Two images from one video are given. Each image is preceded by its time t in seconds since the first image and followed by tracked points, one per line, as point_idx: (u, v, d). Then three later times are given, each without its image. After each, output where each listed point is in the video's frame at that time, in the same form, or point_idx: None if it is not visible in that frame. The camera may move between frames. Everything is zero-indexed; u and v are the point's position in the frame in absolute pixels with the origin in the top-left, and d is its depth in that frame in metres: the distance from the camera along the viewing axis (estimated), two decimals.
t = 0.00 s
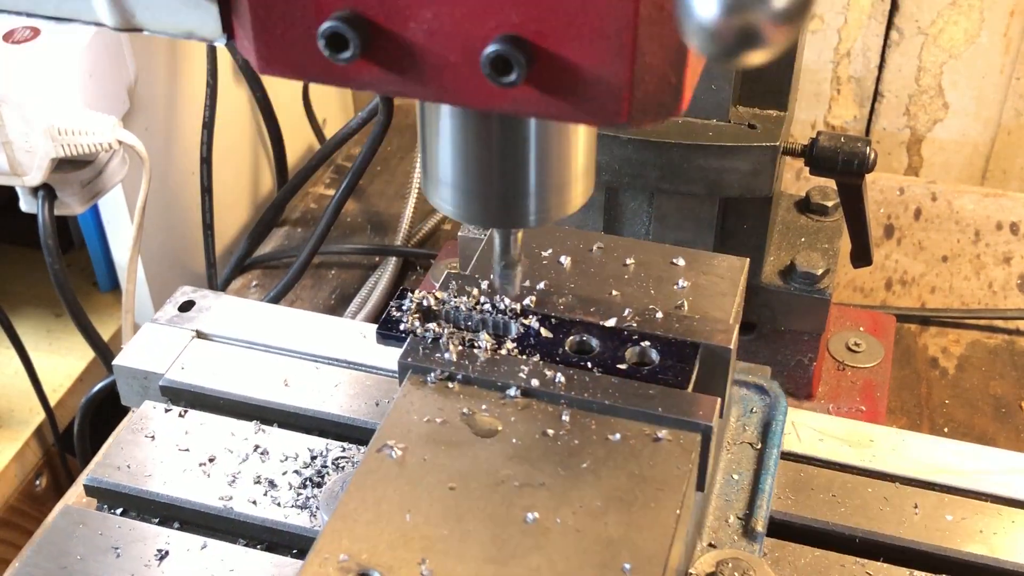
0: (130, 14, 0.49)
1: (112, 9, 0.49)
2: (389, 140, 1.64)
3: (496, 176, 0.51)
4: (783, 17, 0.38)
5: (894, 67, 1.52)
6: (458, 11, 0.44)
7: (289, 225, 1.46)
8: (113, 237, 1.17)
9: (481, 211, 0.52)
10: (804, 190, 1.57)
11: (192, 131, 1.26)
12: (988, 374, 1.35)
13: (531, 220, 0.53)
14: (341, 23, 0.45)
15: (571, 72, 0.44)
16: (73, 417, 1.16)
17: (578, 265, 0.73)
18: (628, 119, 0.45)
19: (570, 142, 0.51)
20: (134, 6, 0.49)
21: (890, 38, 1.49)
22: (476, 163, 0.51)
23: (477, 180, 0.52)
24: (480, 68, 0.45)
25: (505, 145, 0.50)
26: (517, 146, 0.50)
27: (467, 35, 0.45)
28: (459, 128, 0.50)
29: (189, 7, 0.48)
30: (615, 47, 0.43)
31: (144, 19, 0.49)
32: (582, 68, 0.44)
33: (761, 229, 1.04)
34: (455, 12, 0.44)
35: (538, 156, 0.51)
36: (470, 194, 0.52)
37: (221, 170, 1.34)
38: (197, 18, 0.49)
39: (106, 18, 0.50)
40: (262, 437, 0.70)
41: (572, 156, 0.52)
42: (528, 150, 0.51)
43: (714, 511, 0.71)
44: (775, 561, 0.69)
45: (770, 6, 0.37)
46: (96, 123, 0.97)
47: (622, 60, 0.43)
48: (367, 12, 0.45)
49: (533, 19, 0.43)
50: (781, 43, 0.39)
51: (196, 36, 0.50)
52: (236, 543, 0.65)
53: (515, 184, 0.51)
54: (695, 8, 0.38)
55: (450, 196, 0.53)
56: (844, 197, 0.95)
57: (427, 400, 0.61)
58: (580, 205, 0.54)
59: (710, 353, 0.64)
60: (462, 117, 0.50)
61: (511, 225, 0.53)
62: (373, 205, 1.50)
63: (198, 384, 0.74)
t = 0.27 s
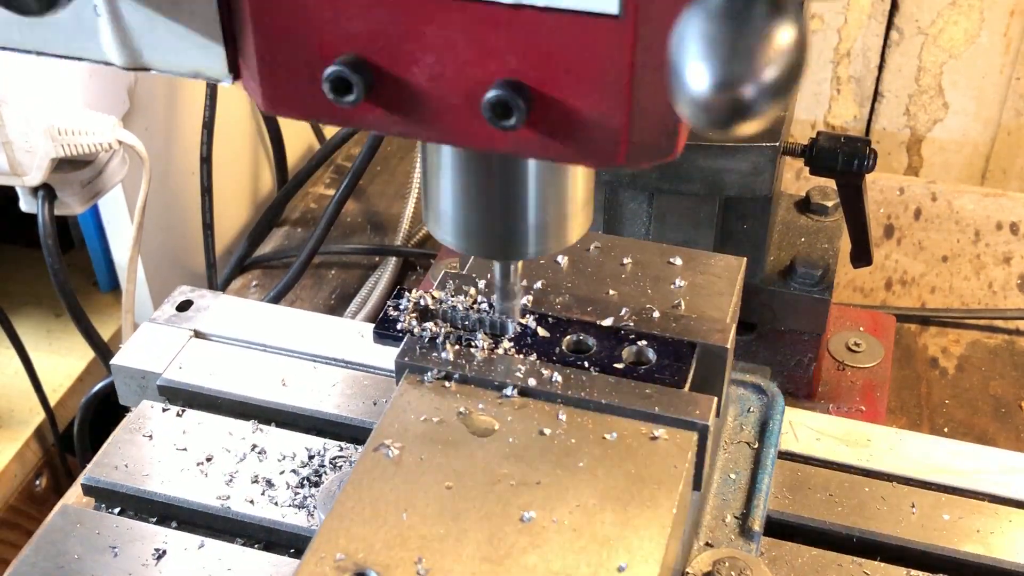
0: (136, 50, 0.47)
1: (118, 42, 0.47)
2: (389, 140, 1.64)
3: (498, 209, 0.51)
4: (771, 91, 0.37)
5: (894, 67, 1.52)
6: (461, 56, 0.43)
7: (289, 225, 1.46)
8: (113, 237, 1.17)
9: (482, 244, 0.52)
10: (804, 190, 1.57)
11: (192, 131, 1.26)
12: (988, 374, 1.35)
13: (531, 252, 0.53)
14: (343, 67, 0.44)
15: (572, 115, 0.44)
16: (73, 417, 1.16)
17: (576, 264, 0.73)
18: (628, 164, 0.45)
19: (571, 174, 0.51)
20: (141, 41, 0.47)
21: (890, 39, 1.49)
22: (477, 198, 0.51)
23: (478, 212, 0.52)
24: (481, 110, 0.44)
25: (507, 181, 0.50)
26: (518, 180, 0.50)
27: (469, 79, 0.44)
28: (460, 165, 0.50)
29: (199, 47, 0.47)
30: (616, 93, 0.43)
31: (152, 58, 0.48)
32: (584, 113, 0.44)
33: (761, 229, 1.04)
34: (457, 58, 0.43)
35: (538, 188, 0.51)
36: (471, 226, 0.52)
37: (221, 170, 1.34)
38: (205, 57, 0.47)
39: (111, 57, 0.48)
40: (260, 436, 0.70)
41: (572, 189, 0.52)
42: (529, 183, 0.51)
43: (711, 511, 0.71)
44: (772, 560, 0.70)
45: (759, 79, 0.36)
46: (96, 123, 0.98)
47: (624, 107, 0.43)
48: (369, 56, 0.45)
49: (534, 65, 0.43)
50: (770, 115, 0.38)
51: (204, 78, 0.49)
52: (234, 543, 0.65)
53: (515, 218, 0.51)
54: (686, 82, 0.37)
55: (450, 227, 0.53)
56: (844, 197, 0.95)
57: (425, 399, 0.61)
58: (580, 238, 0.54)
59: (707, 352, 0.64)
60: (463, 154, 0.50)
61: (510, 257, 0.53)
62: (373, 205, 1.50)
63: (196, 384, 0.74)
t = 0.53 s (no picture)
0: (147, 100, 0.50)
1: (131, 95, 0.50)
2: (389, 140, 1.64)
3: (499, 249, 0.51)
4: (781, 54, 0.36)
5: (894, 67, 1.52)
6: (462, 112, 0.44)
7: (290, 225, 1.46)
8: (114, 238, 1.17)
9: (483, 285, 0.52)
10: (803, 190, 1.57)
11: (193, 132, 1.26)
12: (988, 374, 1.35)
13: (531, 292, 0.53)
14: (347, 120, 0.45)
15: (571, 170, 0.44)
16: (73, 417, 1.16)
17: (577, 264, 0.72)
18: (626, 215, 0.45)
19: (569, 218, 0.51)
20: (152, 93, 0.50)
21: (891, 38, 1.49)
22: (477, 241, 0.51)
23: (478, 255, 0.52)
24: (481, 164, 0.45)
25: (508, 226, 0.50)
26: (519, 225, 0.50)
27: (470, 133, 0.45)
28: (461, 209, 0.50)
29: (205, 97, 0.49)
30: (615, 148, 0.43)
31: (162, 107, 0.50)
32: (583, 166, 0.44)
33: (761, 229, 1.04)
34: (459, 114, 0.44)
35: (540, 229, 0.51)
36: (471, 267, 0.52)
37: (221, 170, 1.34)
38: (212, 109, 0.50)
39: (124, 105, 0.51)
40: (260, 436, 0.70)
41: (573, 230, 0.52)
42: (530, 227, 0.51)
43: (712, 511, 0.72)
44: (771, 560, 0.71)
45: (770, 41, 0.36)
46: (97, 124, 0.97)
47: (622, 160, 0.44)
48: (372, 110, 0.45)
49: (533, 121, 0.43)
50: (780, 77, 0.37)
51: (211, 126, 0.51)
52: (234, 543, 0.65)
53: (516, 260, 0.52)
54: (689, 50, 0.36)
55: (452, 269, 0.53)
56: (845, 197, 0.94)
57: (424, 399, 0.61)
58: (579, 277, 0.54)
59: (707, 352, 0.64)
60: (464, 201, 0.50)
61: (511, 296, 0.53)
62: (373, 205, 1.50)
63: (196, 384, 0.74)
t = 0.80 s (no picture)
0: (133, 39, 0.47)
1: (115, 31, 0.47)
2: (389, 140, 1.64)
3: (496, 203, 0.51)
4: (763, 68, 0.37)
5: (894, 67, 1.52)
6: (460, 41, 0.44)
7: (289, 224, 1.46)
8: (113, 237, 1.17)
9: (482, 235, 0.52)
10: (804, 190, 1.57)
11: (192, 132, 1.26)
12: (988, 374, 1.35)
13: (531, 245, 0.53)
14: (345, 57, 0.45)
15: (571, 104, 0.44)
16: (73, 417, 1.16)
17: (568, 263, 0.72)
18: (627, 151, 0.46)
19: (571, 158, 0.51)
20: (138, 31, 0.47)
21: (890, 39, 1.49)
22: (475, 187, 0.51)
23: (477, 201, 0.52)
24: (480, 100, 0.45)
25: (506, 171, 0.50)
26: (517, 171, 0.50)
27: (469, 69, 0.45)
28: (458, 148, 0.50)
29: (199, 35, 0.47)
30: (615, 81, 0.43)
31: (150, 48, 0.47)
32: (582, 100, 0.44)
33: (761, 229, 1.04)
34: (456, 44, 0.44)
35: (537, 180, 0.51)
36: (469, 217, 0.52)
37: (221, 170, 1.34)
38: (205, 47, 0.47)
39: (110, 48, 0.48)
40: (252, 433, 0.70)
41: (571, 173, 0.52)
42: (528, 172, 0.51)
43: (703, 508, 0.71)
44: (763, 558, 0.69)
45: None
46: (96, 123, 0.98)
47: (622, 94, 0.44)
48: (369, 45, 0.45)
49: (534, 55, 0.43)
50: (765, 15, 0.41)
51: (203, 67, 0.48)
52: (226, 540, 0.65)
53: (514, 210, 0.52)
54: None
55: (450, 217, 0.53)
56: (844, 197, 0.94)
57: (415, 397, 0.61)
58: (580, 230, 0.54)
59: (697, 350, 0.64)
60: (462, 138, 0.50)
61: (510, 248, 0.53)
62: (373, 205, 1.50)
63: (188, 382, 0.74)
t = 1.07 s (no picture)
0: (147, 102, 0.50)
1: (131, 96, 0.50)
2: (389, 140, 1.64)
3: (497, 254, 0.51)
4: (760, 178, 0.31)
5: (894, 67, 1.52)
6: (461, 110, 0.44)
7: (289, 225, 1.46)
8: (114, 238, 1.17)
9: (483, 288, 0.52)
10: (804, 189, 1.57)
11: (192, 132, 1.26)
12: (988, 374, 1.35)
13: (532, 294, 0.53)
14: (347, 121, 0.45)
15: (571, 172, 0.44)
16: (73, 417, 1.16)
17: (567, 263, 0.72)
18: (626, 217, 0.45)
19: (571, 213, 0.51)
20: (152, 96, 0.50)
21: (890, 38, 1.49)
22: (477, 241, 0.51)
23: (478, 256, 0.51)
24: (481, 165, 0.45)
25: (508, 226, 0.50)
26: (518, 227, 0.50)
27: (470, 135, 0.45)
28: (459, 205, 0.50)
29: (206, 97, 0.49)
30: (615, 151, 0.43)
31: (162, 107, 0.50)
32: (583, 169, 0.44)
33: (761, 228, 1.04)
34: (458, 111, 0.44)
35: (538, 235, 0.51)
36: (471, 267, 0.52)
37: (221, 170, 1.34)
38: (212, 109, 0.50)
39: (125, 107, 0.51)
40: (253, 433, 0.71)
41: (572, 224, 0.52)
42: (530, 228, 0.50)
43: (703, 509, 0.71)
44: (763, 558, 0.69)
45: None
46: (97, 124, 0.97)
47: (622, 165, 0.43)
48: (371, 111, 0.46)
49: (534, 123, 0.43)
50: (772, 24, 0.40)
51: (212, 127, 0.51)
52: (227, 541, 0.65)
53: (515, 263, 0.51)
54: None
55: (452, 269, 0.52)
56: (845, 197, 0.94)
57: (415, 396, 0.61)
58: (579, 277, 0.54)
59: (697, 349, 0.64)
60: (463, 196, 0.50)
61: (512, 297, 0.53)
62: (373, 205, 1.50)
63: (190, 382, 0.74)
